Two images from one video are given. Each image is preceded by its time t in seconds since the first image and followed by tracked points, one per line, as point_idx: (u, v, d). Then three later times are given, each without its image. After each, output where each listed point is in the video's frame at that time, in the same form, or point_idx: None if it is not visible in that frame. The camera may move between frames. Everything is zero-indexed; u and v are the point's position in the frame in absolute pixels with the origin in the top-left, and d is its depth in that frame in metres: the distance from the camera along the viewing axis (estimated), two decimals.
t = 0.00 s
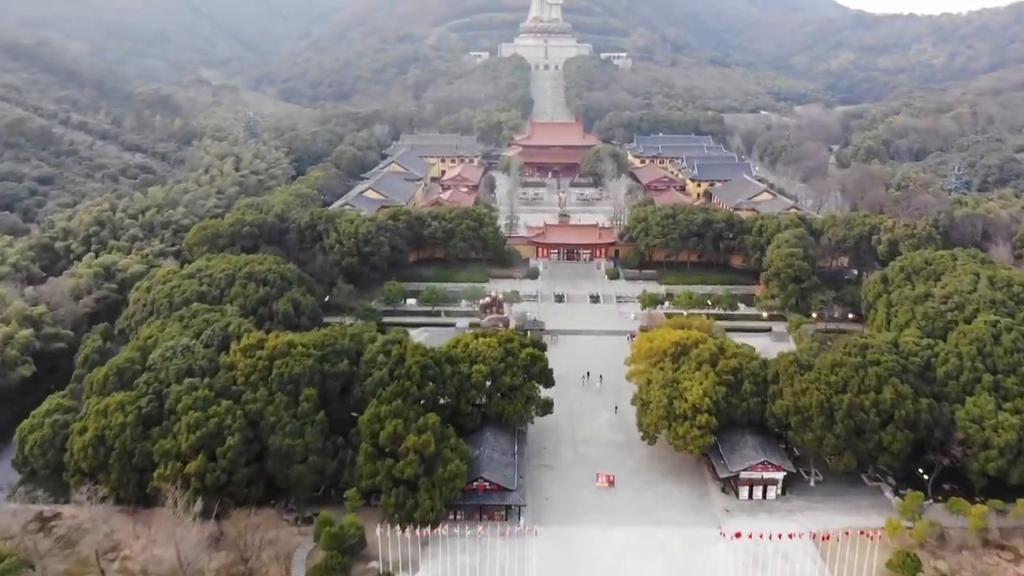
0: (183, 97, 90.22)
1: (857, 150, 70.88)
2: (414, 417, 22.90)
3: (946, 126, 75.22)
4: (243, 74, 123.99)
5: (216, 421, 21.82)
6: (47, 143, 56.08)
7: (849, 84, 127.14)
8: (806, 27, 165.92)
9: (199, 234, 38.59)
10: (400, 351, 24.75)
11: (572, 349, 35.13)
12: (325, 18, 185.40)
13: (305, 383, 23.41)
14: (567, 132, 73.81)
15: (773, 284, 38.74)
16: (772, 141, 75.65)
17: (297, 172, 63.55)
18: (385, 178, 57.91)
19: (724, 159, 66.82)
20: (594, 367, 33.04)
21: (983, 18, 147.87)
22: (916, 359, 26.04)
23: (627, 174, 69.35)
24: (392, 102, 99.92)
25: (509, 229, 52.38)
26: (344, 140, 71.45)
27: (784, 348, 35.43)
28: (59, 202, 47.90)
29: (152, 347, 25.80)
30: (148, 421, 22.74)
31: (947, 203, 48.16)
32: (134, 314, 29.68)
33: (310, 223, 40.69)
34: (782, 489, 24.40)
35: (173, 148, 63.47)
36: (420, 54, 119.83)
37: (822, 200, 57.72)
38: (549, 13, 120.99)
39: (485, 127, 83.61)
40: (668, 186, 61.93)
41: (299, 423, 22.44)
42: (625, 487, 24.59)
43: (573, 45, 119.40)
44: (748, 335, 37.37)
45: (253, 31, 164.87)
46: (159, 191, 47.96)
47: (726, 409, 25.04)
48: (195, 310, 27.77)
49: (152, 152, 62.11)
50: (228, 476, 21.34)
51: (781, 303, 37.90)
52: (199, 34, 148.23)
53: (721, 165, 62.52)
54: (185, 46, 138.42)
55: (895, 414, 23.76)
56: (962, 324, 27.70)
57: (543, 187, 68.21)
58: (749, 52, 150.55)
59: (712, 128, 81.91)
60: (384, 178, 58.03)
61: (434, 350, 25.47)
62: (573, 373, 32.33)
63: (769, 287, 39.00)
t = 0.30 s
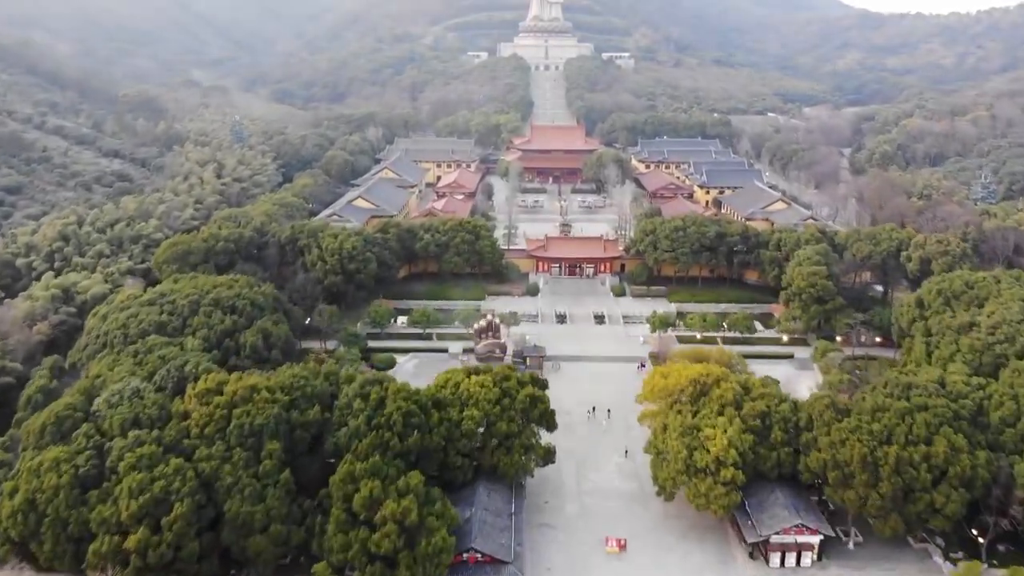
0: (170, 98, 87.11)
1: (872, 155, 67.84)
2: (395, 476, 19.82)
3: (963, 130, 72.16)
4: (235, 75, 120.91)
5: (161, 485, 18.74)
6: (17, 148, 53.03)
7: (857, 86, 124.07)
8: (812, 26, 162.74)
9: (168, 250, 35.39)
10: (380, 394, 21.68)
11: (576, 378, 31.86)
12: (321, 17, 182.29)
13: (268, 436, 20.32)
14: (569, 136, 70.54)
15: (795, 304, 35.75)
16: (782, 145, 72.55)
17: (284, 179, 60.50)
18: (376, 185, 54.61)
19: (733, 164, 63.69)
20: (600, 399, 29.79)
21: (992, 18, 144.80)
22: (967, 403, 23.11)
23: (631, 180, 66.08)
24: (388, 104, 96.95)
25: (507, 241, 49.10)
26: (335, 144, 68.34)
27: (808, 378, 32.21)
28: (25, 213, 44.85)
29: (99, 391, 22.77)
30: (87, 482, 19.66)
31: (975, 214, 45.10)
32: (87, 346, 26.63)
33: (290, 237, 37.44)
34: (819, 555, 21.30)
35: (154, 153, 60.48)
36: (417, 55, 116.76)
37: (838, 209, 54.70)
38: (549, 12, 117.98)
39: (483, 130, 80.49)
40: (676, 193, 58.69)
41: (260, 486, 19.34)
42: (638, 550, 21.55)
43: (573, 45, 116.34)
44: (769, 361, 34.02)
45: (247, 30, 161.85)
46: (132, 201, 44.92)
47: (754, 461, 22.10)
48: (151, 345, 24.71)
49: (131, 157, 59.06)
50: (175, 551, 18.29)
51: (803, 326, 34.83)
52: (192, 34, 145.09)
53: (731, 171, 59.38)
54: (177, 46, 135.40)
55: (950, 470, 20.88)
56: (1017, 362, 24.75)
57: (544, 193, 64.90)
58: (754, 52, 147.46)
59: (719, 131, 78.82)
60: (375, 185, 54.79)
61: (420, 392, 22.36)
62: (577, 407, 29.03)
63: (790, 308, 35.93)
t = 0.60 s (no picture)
0: (157, 100, 84.01)
1: (888, 160, 64.80)
2: (367, 557, 16.72)
3: (982, 135, 69.10)
4: (227, 75, 117.78)
5: (87, 572, 15.74)
6: None
7: (865, 86, 121.00)
8: (817, 25, 159.58)
9: (133, 269, 32.28)
10: (354, 453, 18.71)
11: (582, 413, 28.43)
12: (317, 16, 179.14)
13: (219, 507, 17.28)
14: (570, 139, 67.24)
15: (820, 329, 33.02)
16: (793, 150, 69.48)
17: (270, 186, 57.46)
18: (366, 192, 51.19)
19: (743, 169, 60.50)
20: (608, 439, 26.51)
21: (1002, 17, 141.68)
22: None
23: (636, 187, 62.80)
24: (383, 106, 93.87)
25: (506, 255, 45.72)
26: (325, 148, 65.20)
27: (838, 415, 29.02)
28: None
29: (30, 447, 19.74)
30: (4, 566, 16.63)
31: (1007, 227, 42.06)
32: (27, 387, 23.58)
33: (267, 254, 34.29)
34: None
35: (133, 159, 57.41)
36: (413, 54, 113.61)
37: (856, 220, 51.68)
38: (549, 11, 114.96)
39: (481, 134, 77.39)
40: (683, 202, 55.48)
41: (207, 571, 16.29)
42: None
43: (574, 45, 113.24)
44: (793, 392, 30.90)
45: (241, 30, 158.75)
46: (102, 212, 41.85)
47: (790, 530, 19.10)
48: (95, 389, 21.68)
49: (108, 163, 56.00)
50: None
51: (829, 353, 31.88)
52: (184, 34, 141.91)
53: (742, 177, 56.21)
54: (168, 45, 132.25)
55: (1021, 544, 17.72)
56: None
57: (544, 202, 61.55)
58: (758, 52, 144.35)
59: (726, 134, 75.71)
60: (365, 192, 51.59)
61: (401, 447, 19.30)
62: (582, 450, 25.73)
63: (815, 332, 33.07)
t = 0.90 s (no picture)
0: (142, 102, 80.69)
1: (906, 166, 61.58)
2: None
3: (1004, 140, 65.90)
4: (219, 76, 114.48)
5: None
6: None
7: (874, 87, 117.74)
8: (823, 23, 156.24)
9: (86, 293, 29.06)
10: (316, 541, 15.62)
11: (588, 460, 24.99)
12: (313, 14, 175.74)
13: None
14: (572, 143, 63.79)
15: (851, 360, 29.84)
16: (806, 154, 66.22)
17: (254, 194, 54.27)
18: (354, 202, 47.78)
19: (755, 176, 57.22)
20: (618, 492, 23.25)
21: (1013, 17, 138.46)
22: None
23: (642, 195, 59.42)
24: (377, 108, 90.61)
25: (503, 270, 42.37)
26: (314, 152, 61.95)
27: (876, 462, 25.81)
28: None
29: None
30: None
31: None
32: None
33: (238, 276, 30.97)
34: None
35: (109, 165, 54.20)
36: (410, 54, 110.31)
37: (877, 231, 48.46)
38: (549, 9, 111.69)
39: (478, 138, 74.12)
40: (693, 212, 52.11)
41: None
42: None
43: (575, 45, 109.93)
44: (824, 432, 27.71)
45: (235, 28, 155.38)
46: (65, 227, 38.69)
47: None
48: (20, 451, 18.72)
49: (81, 170, 52.77)
50: None
51: (863, 389, 28.66)
52: (176, 33, 138.48)
53: (755, 184, 52.84)
54: (159, 45, 128.92)
55: None
56: None
57: (545, 210, 58.14)
58: (763, 52, 141.04)
59: (735, 138, 72.42)
60: (354, 201, 48.22)
61: (372, 531, 16.15)
62: (589, 508, 22.45)
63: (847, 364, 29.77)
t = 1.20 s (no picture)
0: (126, 104, 77.57)
1: (925, 172, 58.63)
2: None
3: None
4: (209, 76, 111.32)
5: None
6: None
7: (883, 88, 114.77)
8: (828, 22, 153.22)
9: (33, 321, 25.93)
10: None
11: (596, 517, 21.86)
12: (308, 12, 172.40)
13: None
14: (573, 147, 60.58)
15: (887, 396, 26.81)
16: (819, 159, 63.22)
17: (237, 202, 51.23)
18: (341, 212, 44.59)
19: (767, 183, 54.19)
20: (632, 559, 20.04)
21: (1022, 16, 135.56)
22: None
23: (647, 202, 56.24)
24: (371, 110, 87.55)
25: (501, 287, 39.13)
26: (302, 157, 58.87)
27: (921, 518, 22.81)
28: None
29: None
30: None
31: None
32: None
33: (204, 300, 27.93)
34: None
35: (82, 171, 51.09)
36: (406, 53, 107.24)
37: (899, 244, 45.47)
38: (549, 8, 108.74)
39: (476, 141, 71.03)
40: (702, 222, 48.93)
41: None
42: None
43: (576, 44, 106.85)
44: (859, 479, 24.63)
45: (228, 27, 152.07)
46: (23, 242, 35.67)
47: None
48: None
49: (51, 176, 49.57)
50: None
51: (902, 431, 25.64)
52: (167, 32, 135.25)
53: (768, 192, 49.66)
54: (150, 44, 125.64)
55: None
56: None
57: (545, 219, 54.97)
58: (767, 51, 138.04)
59: (743, 141, 69.40)
60: (341, 210, 44.99)
61: None
62: None
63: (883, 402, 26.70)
